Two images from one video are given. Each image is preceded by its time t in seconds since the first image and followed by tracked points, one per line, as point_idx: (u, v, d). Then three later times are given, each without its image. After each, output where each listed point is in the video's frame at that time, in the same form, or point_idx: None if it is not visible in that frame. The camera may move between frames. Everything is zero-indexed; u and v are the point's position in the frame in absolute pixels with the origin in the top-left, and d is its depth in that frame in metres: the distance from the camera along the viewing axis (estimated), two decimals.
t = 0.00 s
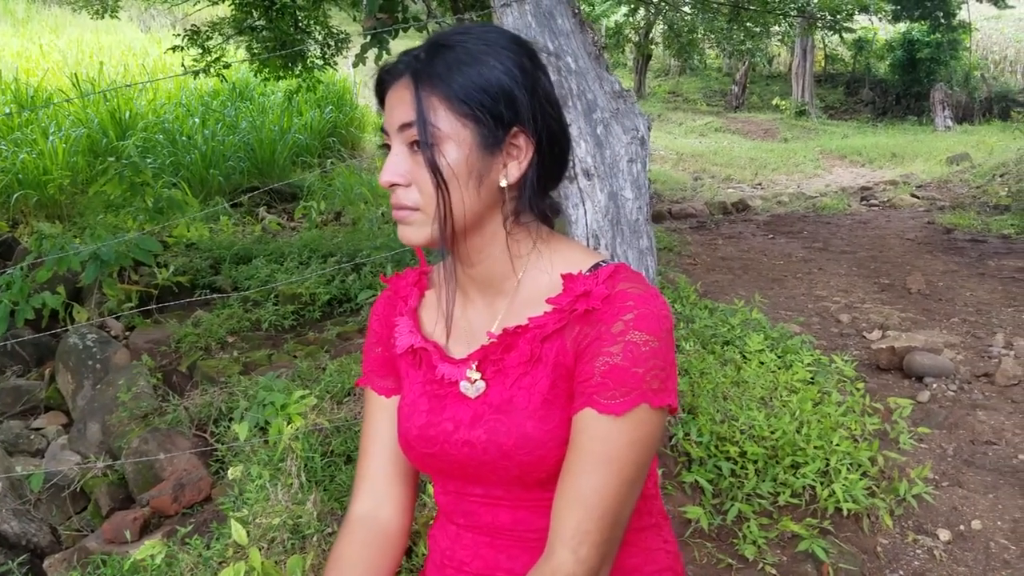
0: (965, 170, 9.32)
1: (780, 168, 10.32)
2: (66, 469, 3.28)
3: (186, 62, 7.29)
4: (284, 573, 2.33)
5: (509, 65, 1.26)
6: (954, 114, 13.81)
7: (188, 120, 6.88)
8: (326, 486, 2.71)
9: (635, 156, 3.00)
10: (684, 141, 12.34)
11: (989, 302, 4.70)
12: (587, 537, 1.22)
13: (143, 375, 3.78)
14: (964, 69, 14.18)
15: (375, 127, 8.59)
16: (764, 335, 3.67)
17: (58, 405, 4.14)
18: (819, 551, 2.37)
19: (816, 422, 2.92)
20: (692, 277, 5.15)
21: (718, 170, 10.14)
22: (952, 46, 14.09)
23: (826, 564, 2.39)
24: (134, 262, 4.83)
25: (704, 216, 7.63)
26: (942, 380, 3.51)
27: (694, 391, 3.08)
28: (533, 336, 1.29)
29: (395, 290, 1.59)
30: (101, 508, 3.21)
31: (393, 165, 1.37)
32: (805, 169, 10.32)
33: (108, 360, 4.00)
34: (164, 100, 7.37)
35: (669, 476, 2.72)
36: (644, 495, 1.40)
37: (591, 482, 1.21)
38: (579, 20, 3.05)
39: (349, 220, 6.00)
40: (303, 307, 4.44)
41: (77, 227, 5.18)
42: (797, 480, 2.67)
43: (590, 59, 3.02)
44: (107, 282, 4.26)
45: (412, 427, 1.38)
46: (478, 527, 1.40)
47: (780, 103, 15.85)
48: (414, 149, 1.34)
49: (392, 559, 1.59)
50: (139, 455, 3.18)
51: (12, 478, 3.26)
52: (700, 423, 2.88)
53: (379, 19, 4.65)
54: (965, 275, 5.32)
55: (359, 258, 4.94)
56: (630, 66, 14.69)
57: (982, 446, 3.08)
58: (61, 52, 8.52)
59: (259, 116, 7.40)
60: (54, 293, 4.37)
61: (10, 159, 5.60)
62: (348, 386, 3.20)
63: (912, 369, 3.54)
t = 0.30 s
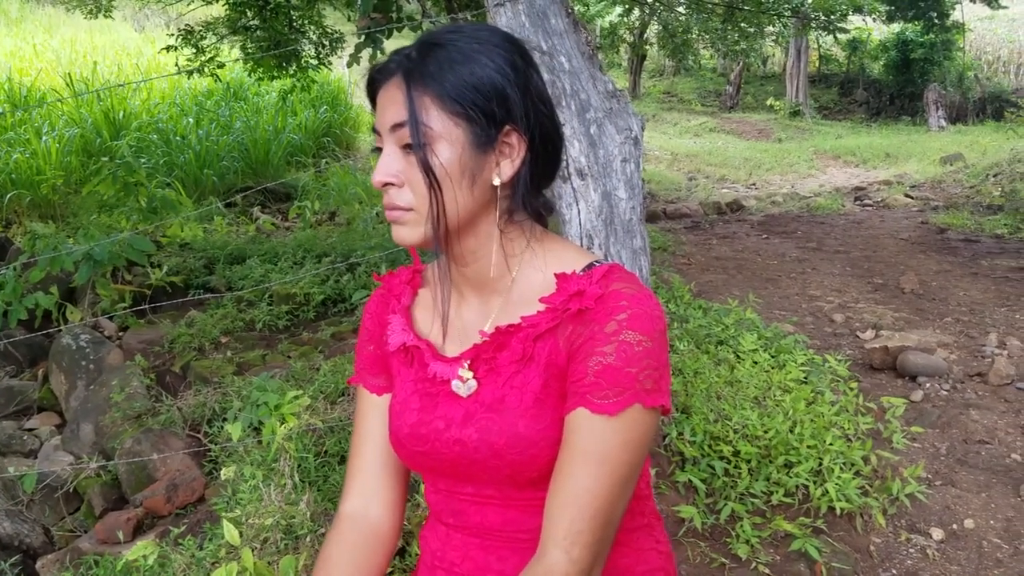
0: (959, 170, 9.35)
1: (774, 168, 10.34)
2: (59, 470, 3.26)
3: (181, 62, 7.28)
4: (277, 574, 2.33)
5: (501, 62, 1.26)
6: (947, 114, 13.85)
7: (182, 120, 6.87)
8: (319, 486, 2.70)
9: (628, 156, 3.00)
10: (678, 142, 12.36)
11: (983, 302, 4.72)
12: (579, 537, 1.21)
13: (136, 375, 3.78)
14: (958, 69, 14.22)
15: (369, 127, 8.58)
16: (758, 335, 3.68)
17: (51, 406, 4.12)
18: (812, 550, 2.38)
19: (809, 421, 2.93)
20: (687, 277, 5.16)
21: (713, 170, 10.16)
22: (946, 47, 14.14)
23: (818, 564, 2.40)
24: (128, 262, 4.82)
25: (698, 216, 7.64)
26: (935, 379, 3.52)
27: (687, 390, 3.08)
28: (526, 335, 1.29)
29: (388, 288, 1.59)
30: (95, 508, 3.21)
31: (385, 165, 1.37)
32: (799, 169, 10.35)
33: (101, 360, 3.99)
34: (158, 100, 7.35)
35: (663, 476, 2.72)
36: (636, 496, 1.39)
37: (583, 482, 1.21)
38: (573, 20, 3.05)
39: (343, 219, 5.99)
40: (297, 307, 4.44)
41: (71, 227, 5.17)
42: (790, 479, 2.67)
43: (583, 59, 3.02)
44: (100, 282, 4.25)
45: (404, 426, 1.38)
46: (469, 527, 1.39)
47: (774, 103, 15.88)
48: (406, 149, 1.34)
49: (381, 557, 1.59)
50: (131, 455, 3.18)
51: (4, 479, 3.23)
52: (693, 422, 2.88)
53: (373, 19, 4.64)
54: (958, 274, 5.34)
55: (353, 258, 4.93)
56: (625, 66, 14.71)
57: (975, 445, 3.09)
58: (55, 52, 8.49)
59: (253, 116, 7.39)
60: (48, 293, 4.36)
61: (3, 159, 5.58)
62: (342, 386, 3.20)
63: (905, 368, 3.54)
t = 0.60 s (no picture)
0: (953, 170, 9.38)
1: (769, 169, 10.36)
2: (53, 470, 3.25)
3: (175, 61, 7.26)
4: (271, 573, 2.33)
5: (488, 58, 1.26)
6: (941, 114, 13.90)
7: (176, 120, 6.85)
8: (314, 485, 2.70)
9: (623, 155, 3.00)
10: (673, 142, 12.37)
11: (976, 301, 4.74)
12: (570, 533, 1.22)
13: (131, 375, 3.77)
14: (951, 70, 14.26)
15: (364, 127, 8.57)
16: (751, 334, 3.69)
17: (45, 406, 4.11)
18: (805, 547, 2.39)
19: (802, 420, 2.94)
20: (681, 277, 5.17)
21: (707, 170, 10.18)
22: (940, 47, 14.19)
23: (812, 562, 2.40)
24: (122, 262, 4.81)
25: (692, 216, 7.65)
26: (928, 378, 3.54)
27: (681, 389, 3.09)
28: (519, 331, 1.29)
29: (383, 285, 1.59)
30: (89, 508, 3.20)
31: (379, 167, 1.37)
32: (793, 169, 10.37)
33: (95, 360, 3.98)
34: (152, 99, 7.34)
35: (657, 474, 2.73)
36: (630, 493, 1.40)
37: (575, 478, 1.21)
38: (567, 18, 3.05)
39: (338, 219, 5.99)
40: (292, 306, 4.43)
41: (65, 227, 5.16)
42: (783, 477, 2.68)
43: (577, 58, 3.01)
44: (94, 282, 4.24)
45: (398, 422, 1.38)
46: (462, 524, 1.40)
47: (768, 103, 15.91)
48: (398, 149, 1.34)
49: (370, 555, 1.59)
50: (126, 455, 3.18)
51: None
52: (687, 421, 2.89)
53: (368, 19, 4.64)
54: (952, 274, 5.35)
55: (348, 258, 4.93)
56: (620, 66, 14.73)
57: (968, 444, 3.10)
58: (49, 52, 8.46)
59: (248, 116, 7.37)
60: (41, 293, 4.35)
61: None
62: (336, 386, 3.20)
63: (898, 367, 3.56)
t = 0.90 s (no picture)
0: (949, 171, 9.41)
1: (765, 169, 10.39)
2: (52, 471, 3.25)
3: (172, 61, 7.25)
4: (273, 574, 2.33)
5: (496, 65, 1.26)
6: (937, 115, 13.95)
7: (173, 120, 6.85)
8: (314, 487, 2.70)
9: (622, 157, 3.01)
10: (669, 142, 12.40)
11: (973, 302, 4.76)
12: (563, 528, 1.21)
13: (129, 376, 3.76)
14: (947, 70, 14.30)
15: (361, 128, 8.58)
16: (750, 335, 3.70)
17: (43, 407, 4.10)
18: (805, 548, 2.40)
19: (802, 421, 2.95)
20: (679, 278, 5.19)
21: (704, 171, 10.20)
22: (936, 48, 14.24)
23: (812, 563, 2.41)
24: (120, 262, 4.81)
25: (690, 216, 7.67)
26: (927, 379, 3.55)
27: (681, 390, 3.10)
28: (520, 329, 1.29)
29: (388, 286, 1.59)
30: (88, 509, 3.20)
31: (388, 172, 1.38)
32: (790, 170, 10.40)
33: (93, 361, 3.98)
34: (149, 100, 7.33)
35: (657, 475, 2.73)
36: (631, 493, 1.40)
37: (571, 473, 1.20)
38: (567, 21, 3.06)
39: (336, 220, 5.98)
40: (290, 307, 4.43)
41: (62, 228, 5.16)
42: (783, 478, 2.69)
43: (577, 60, 3.02)
44: (92, 283, 4.23)
45: (401, 420, 1.38)
46: (465, 524, 1.41)
47: (765, 104, 15.95)
48: (406, 155, 1.34)
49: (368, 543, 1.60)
50: (125, 456, 3.17)
51: None
52: (687, 422, 2.89)
53: (366, 20, 4.63)
54: (948, 274, 5.38)
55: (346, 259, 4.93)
56: (616, 67, 14.75)
57: (966, 445, 3.11)
58: (45, 52, 8.45)
59: (245, 116, 7.37)
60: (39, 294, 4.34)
61: None
62: (336, 386, 3.21)
63: (896, 368, 3.57)
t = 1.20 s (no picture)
0: (947, 170, 9.43)
1: (763, 169, 10.40)
2: (53, 470, 3.25)
3: (170, 61, 7.25)
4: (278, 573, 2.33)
5: (498, 74, 1.24)
6: (934, 115, 13.98)
7: (171, 120, 6.84)
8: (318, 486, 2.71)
9: (625, 157, 3.03)
10: (667, 142, 12.40)
11: (972, 301, 4.77)
12: (561, 523, 1.20)
13: (130, 376, 3.76)
14: (945, 70, 14.32)
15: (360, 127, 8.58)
16: (751, 334, 3.71)
17: (43, 407, 4.10)
18: (809, 547, 2.41)
19: (804, 420, 2.96)
20: (679, 277, 5.19)
21: (702, 171, 10.22)
22: (933, 48, 14.27)
23: (815, 561, 2.42)
24: (119, 262, 4.80)
25: (688, 216, 7.68)
26: (927, 378, 3.55)
27: (683, 389, 3.11)
28: (524, 328, 1.30)
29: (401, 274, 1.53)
30: (89, 509, 3.19)
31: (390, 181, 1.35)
32: (788, 170, 10.41)
33: (93, 361, 3.98)
34: (147, 99, 7.32)
35: (660, 474, 2.74)
36: (636, 491, 1.40)
37: (571, 469, 1.19)
38: (570, 21, 3.07)
39: (335, 219, 5.99)
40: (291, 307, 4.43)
41: (61, 228, 5.15)
42: (786, 477, 2.70)
43: (580, 60, 3.03)
44: (92, 283, 4.23)
45: (407, 417, 1.39)
46: (473, 521, 1.42)
47: (762, 104, 15.98)
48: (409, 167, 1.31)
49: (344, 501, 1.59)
50: (126, 456, 3.17)
51: None
52: (689, 421, 2.90)
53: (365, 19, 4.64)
54: (947, 274, 5.39)
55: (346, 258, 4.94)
56: (614, 67, 14.75)
57: (967, 443, 3.12)
58: (43, 52, 8.44)
59: (243, 116, 7.37)
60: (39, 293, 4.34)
61: None
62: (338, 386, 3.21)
63: (897, 367, 3.58)
